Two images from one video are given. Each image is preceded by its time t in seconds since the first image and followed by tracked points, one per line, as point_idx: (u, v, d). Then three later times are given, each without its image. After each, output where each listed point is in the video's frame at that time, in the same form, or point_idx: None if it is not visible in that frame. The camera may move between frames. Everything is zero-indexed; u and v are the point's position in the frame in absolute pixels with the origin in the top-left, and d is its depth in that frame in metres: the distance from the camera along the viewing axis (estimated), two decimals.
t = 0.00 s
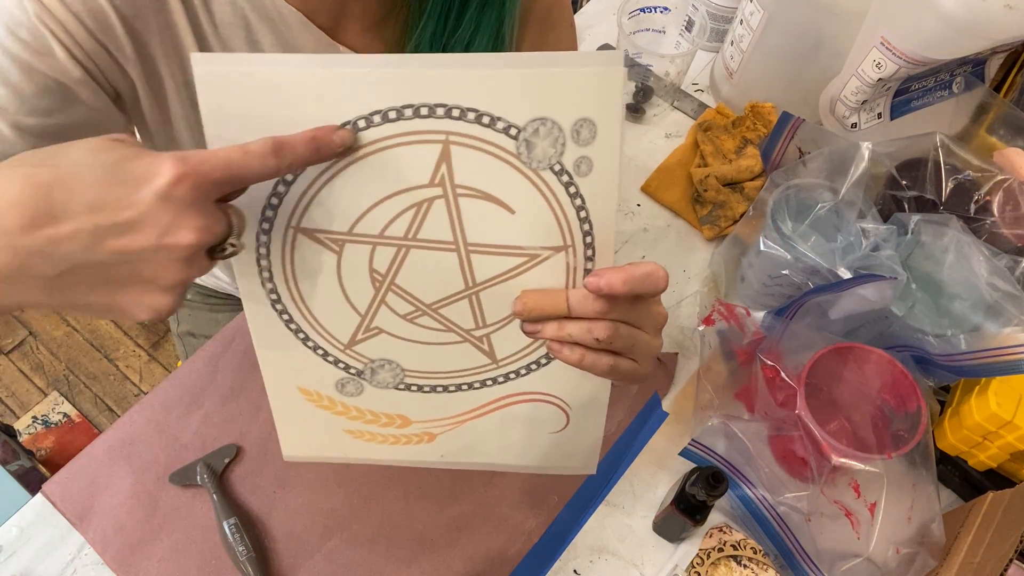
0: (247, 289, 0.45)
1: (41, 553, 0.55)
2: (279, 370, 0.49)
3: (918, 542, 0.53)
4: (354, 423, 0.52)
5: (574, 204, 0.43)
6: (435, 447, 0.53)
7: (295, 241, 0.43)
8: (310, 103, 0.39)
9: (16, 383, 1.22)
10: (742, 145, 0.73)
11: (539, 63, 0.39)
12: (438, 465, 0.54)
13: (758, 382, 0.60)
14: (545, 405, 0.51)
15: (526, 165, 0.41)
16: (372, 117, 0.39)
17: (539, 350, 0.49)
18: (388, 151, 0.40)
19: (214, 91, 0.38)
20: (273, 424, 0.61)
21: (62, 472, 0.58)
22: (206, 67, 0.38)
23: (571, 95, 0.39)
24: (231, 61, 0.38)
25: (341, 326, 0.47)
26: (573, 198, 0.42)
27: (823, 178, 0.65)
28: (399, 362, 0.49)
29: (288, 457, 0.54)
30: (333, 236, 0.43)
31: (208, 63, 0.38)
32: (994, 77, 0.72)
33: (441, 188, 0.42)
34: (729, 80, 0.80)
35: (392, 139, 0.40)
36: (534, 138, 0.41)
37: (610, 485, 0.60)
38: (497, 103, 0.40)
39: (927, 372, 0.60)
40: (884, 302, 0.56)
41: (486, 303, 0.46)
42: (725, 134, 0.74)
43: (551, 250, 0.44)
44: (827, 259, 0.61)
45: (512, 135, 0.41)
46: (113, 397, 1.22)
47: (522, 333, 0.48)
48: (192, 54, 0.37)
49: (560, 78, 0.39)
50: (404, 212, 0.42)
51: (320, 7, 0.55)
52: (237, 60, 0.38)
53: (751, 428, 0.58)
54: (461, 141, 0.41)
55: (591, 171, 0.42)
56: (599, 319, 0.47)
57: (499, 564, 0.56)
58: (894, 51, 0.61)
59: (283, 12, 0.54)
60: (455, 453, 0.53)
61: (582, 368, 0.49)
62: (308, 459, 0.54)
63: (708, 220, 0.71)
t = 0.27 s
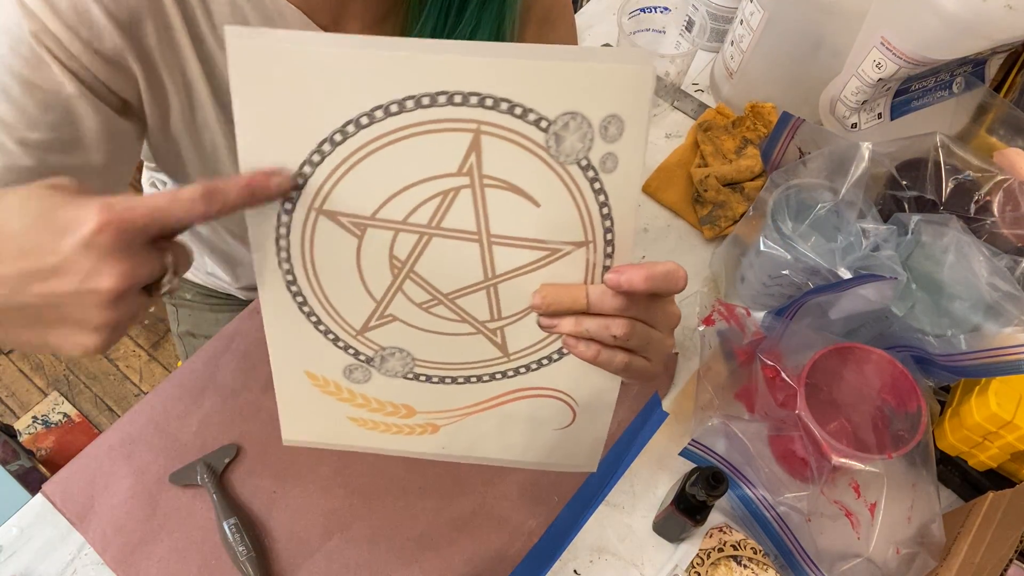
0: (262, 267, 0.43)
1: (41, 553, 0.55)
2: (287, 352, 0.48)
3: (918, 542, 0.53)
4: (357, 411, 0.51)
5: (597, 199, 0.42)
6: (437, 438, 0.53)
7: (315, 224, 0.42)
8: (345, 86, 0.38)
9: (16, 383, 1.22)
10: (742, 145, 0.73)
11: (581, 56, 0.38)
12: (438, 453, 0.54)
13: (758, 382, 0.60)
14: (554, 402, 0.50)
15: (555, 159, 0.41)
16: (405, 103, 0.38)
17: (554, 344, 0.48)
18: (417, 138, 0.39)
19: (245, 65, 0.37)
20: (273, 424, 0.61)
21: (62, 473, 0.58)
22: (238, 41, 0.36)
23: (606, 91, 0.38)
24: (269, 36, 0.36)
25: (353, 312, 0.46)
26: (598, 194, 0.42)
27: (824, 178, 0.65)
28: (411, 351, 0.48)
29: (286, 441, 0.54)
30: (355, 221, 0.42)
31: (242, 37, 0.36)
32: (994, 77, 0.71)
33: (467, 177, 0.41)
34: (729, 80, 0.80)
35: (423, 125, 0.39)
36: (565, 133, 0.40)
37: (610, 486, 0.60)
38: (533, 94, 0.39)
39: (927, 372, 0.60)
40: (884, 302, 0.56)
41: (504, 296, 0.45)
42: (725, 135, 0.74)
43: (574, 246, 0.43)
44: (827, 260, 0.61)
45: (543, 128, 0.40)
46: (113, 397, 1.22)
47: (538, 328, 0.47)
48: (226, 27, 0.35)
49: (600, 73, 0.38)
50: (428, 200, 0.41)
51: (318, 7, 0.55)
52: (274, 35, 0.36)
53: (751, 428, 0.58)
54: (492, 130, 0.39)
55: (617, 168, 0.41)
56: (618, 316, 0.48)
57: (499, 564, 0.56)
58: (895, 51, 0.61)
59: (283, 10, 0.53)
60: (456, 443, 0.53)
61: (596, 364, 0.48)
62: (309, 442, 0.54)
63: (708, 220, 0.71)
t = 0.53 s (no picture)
0: (291, 261, 0.43)
1: (41, 553, 0.55)
2: (307, 350, 0.46)
3: (918, 542, 0.53)
4: (373, 412, 0.49)
5: (630, 201, 0.43)
6: (455, 440, 0.51)
7: (351, 220, 0.42)
8: (392, 82, 0.38)
9: (15, 383, 1.22)
10: (742, 145, 0.72)
11: (625, 59, 0.39)
12: (448, 458, 0.52)
13: (758, 383, 0.60)
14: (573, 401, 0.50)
15: (593, 161, 0.41)
16: (450, 101, 0.39)
17: (580, 343, 0.48)
18: (460, 137, 0.40)
19: (293, 57, 0.37)
20: (273, 424, 0.61)
21: (61, 473, 0.58)
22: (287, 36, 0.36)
23: (647, 94, 0.40)
24: (318, 31, 0.36)
25: (381, 312, 0.45)
26: (630, 196, 0.42)
27: (824, 178, 0.65)
28: (436, 352, 0.47)
29: (294, 447, 0.51)
30: (392, 219, 0.42)
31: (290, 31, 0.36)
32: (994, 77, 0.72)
33: (507, 178, 0.41)
34: (729, 80, 0.79)
35: (466, 124, 0.40)
36: (603, 135, 0.41)
37: (610, 486, 0.60)
38: (575, 95, 0.39)
39: (927, 372, 0.60)
40: (884, 302, 0.56)
41: (534, 297, 0.45)
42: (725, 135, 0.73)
43: (606, 247, 0.44)
44: (827, 260, 0.61)
45: (583, 130, 0.40)
46: (113, 397, 1.22)
47: (566, 328, 0.47)
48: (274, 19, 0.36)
49: (643, 76, 0.39)
50: (467, 200, 0.41)
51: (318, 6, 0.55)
52: (325, 31, 0.36)
53: (751, 428, 0.58)
54: (534, 131, 0.40)
55: (650, 171, 0.42)
56: (644, 318, 0.49)
57: (499, 564, 0.56)
58: (895, 51, 0.61)
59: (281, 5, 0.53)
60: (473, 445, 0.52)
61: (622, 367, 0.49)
62: (322, 447, 0.51)
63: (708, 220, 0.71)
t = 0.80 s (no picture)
0: (291, 272, 0.43)
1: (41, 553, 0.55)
2: (306, 358, 0.46)
3: (918, 542, 0.53)
4: (373, 419, 0.49)
5: (631, 212, 0.43)
6: (453, 445, 0.51)
7: (351, 232, 0.42)
8: (392, 95, 0.38)
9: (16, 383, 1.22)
10: (742, 145, 0.72)
11: (627, 72, 0.39)
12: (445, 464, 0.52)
13: (758, 382, 0.60)
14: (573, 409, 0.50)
15: (595, 174, 0.41)
16: (452, 115, 0.39)
17: (581, 352, 0.49)
18: (461, 150, 0.40)
19: (295, 71, 0.37)
20: (273, 424, 0.61)
21: (61, 473, 0.58)
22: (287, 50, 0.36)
23: (648, 107, 0.39)
24: (318, 44, 0.36)
25: (381, 321, 0.45)
26: (631, 207, 0.42)
27: (824, 178, 0.65)
28: (435, 361, 0.47)
29: (294, 450, 0.51)
30: (392, 231, 0.42)
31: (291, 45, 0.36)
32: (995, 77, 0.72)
33: (509, 190, 0.41)
34: (729, 81, 0.79)
35: (467, 137, 0.40)
36: (605, 147, 0.41)
37: (610, 487, 0.60)
38: (577, 108, 0.39)
39: (927, 372, 0.60)
40: (884, 302, 0.56)
41: (534, 308, 0.45)
42: (726, 135, 0.73)
43: (607, 259, 0.44)
44: (827, 260, 0.61)
45: (584, 142, 0.40)
46: (113, 397, 1.22)
47: (567, 339, 0.47)
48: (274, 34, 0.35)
49: (644, 89, 0.39)
50: (467, 212, 0.41)
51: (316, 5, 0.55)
52: (326, 45, 0.36)
53: (751, 428, 0.58)
54: (536, 143, 0.40)
55: (652, 183, 0.42)
56: (646, 329, 0.49)
57: (499, 564, 0.56)
58: (895, 51, 0.61)
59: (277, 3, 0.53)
60: (471, 451, 0.51)
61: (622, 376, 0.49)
62: (319, 452, 0.51)
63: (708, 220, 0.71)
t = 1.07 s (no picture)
0: (297, 270, 0.43)
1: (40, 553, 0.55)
2: (308, 355, 0.46)
3: (918, 542, 0.53)
4: (374, 416, 0.49)
5: (638, 216, 0.43)
6: (454, 444, 0.51)
7: (359, 233, 0.42)
8: (404, 98, 0.38)
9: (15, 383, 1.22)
10: (742, 145, 0.72)
11: (640, 78, 0.39)
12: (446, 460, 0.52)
13: (758, 382, 0.60)
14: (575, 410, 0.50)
15: (604, 178, 0.41)
16: (462, 118, 0.39)
17: (584, 355, 0.48)
18: (470, 154, 0.40)
19: (307, 71, 0.36)
20: (272, 425, 0.61)
21: (61, 474, 0.58)
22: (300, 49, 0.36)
23: (659, 112, 0.39)
24: (330, 45, 0.36)
25: (386, 323, 0.45)
26: (638, 212, 0.42)
27: (824, 178, 0.65)
28: (439, 360, 0.47)
29: (295, 445, 0.51)
30: (399, 233, 0.42)
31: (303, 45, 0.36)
32: (995, 77, 0.71)
33: (517, 194, 0.41)
34: (729, 81, 0.79)
35: (477, 141, 0.40)
36: (614, 152, 0.41)
37: (610, 487, 0.60)
38: (588, 113, 0.39)
39: (927, 372, 0.60)
40: (884, 302, 0.56)
41: (539, 310, 0.45)
42: (725, 134, 0.74)
43: (613, 263, 0.44)
44: (827, 260, 0.61)
45: (594, 147, 0.40)
46: (113, 397, 1.22)
47: (571, 341, 0.47)
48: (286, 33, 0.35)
49: (657, 96, 0.39)
50: (475, 215, 0.41)
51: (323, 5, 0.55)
52: (338, 46, 0.36)
53: (751, 428, 0.58)
54: (545, 147, 0.40)
55: (660, 190, 0.42)
56: (650, 333, 0.49)
57: (499, 564, 0.56)
58: (894, 51, 0.61)
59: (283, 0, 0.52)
60: (471, 449, 0.51)
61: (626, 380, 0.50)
62: (320, 447, 0.51)
63: (708, 219, 0.71)
